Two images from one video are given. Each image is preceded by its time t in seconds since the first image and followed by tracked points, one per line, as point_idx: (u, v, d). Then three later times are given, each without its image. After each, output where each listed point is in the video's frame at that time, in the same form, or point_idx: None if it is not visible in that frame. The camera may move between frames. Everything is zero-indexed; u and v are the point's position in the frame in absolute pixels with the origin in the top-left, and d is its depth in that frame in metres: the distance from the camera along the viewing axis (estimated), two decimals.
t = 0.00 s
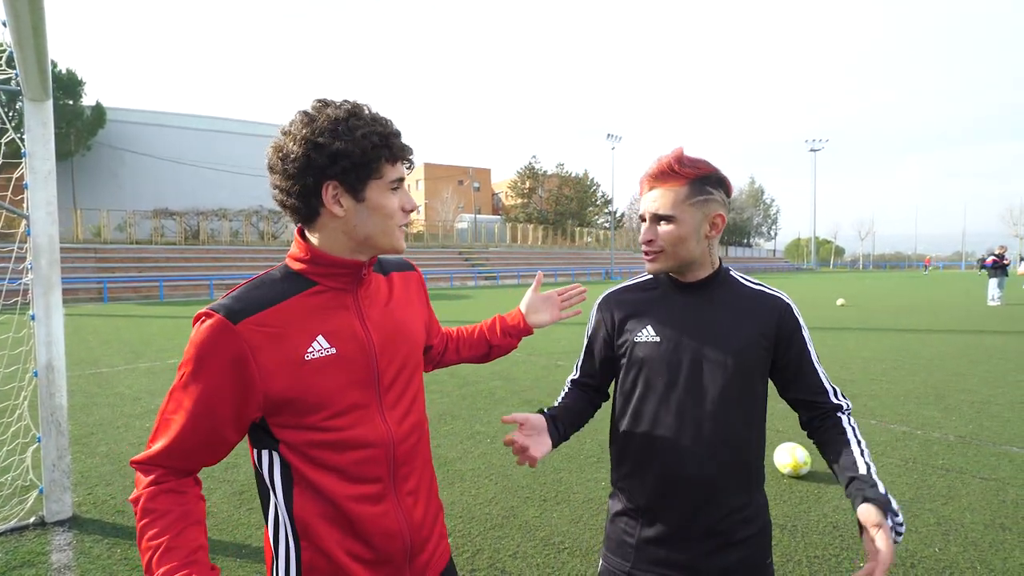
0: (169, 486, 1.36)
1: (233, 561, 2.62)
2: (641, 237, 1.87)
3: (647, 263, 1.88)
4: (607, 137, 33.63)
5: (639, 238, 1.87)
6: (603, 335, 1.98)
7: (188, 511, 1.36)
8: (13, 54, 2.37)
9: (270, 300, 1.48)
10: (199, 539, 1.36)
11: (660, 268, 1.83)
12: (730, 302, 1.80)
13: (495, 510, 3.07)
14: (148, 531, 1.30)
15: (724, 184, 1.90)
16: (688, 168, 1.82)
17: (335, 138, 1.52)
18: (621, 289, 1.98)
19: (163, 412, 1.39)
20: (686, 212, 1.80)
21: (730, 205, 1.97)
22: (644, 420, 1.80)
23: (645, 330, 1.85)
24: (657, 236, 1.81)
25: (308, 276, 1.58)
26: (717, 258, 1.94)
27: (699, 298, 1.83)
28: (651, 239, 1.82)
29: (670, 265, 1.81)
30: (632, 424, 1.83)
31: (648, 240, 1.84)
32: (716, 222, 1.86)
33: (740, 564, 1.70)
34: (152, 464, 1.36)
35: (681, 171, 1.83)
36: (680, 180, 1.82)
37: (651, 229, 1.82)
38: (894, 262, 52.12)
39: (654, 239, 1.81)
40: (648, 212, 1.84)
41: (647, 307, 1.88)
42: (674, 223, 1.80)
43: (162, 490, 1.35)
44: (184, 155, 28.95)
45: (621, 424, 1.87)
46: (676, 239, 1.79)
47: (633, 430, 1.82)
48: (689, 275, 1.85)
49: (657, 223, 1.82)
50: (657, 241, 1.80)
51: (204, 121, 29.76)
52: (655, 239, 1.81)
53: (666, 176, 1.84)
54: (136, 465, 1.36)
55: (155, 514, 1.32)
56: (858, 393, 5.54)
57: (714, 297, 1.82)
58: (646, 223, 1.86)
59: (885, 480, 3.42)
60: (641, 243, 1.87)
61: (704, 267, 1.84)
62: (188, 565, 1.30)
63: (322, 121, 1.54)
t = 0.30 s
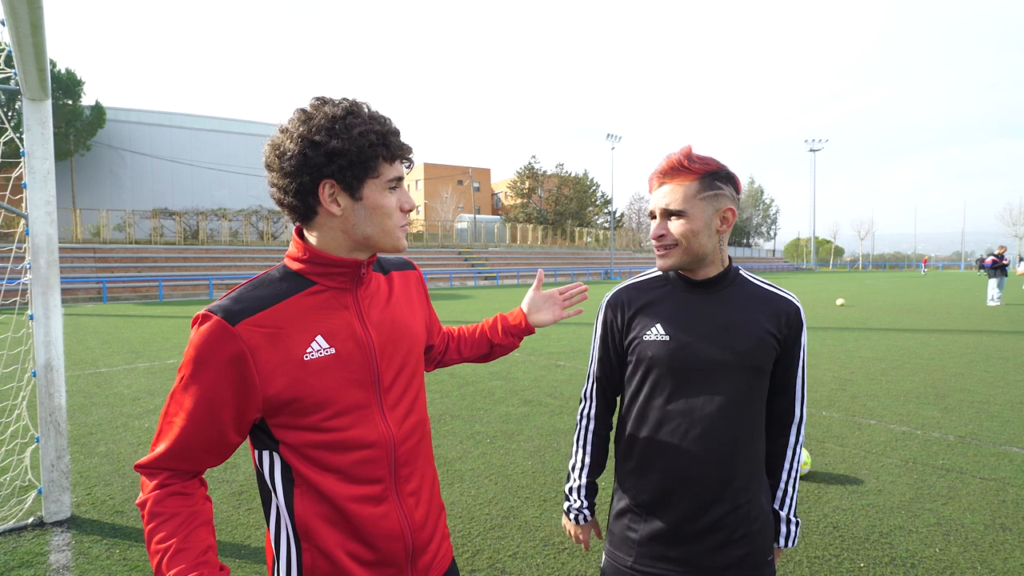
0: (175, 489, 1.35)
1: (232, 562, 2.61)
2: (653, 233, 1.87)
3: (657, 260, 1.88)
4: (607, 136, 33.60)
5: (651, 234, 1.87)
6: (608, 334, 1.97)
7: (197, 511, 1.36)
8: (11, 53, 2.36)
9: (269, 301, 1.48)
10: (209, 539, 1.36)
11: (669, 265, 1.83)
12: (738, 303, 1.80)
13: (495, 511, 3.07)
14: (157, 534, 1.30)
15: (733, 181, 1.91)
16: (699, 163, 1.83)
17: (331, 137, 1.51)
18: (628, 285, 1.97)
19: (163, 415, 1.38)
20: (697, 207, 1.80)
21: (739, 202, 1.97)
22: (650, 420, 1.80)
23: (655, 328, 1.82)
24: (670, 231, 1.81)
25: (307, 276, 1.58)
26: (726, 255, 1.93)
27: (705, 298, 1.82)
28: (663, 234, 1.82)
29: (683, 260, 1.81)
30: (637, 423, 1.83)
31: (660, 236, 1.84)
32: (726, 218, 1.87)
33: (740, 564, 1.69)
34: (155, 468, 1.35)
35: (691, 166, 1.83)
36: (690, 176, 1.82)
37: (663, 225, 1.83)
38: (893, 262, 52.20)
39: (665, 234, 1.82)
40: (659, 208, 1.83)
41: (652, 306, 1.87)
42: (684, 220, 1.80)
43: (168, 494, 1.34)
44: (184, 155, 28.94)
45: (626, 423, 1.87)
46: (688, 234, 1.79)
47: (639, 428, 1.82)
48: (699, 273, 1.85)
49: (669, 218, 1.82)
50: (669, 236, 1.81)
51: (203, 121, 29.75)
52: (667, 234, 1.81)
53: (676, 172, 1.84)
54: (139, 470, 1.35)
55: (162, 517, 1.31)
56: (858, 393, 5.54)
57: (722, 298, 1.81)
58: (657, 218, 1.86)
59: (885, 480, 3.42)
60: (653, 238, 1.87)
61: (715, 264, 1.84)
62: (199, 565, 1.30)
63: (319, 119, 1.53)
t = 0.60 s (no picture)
0: (177, 491, 1.35)
1: (231, 563, 2.60)
2: (650, 234, 1.86)
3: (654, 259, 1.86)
4: (607, 136, 33.61)
5: (648, 235, 1.87)
6: (600, 330, 1.96)
7: (199, 513, 1.35)
8: (9, 52, 2.35)
9: (267, 301, 1.47)
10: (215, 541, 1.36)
11: (667, 263, 1.81)
12: (732, 301, 1.78)
13: (494, 511, 3.06)
14: (159, 537, 1.29)
15: (730, 181, 1.90)
16: (696, 163, 1.82)
17: (328, 135, 1.51)
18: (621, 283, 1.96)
19: (162, 417, 1.37)
20: (695, 206, 1.80)
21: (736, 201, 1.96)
22: (644, 418, 1.78)
23: (643, 329, 1.82)
24: (668, 232, 1.81)
25: (306, 276, 1.57)
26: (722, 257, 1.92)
27: (698, 297, 1.81)
28: (661, 234, 1.81)
29: (681, 261, 1.80)
30: (631, 422, 1.82)
31: (657, 237, 1.83)
32: (723, 218, 1.87)
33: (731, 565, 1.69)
34: (155, 470, 1.34)
35: (689, 164, 1.83)
36: (690, 174, 1.81)
37: (660, 225, 1.82)
38: (893, 262, 52.26)
39: (664, 235, 1.81)
40: (657, 207, 1.83)
41: (646, 304, 1.85)
42: (683, 218, 1.79)
43: (169, 496, 1.34)
44: (183, 155, 28.92)
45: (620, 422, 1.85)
46: (686, 234, 1.79)
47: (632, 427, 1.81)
48: (696, 272, 1.83)
49: (666, 219, 1.82)
50: (667, 237, 1.80)
51: (202, 121, 29.75)
52: (665, 235, 1.81)
53: (675, 170, 1.83)
54: (140, 473, 1.34)
55: (163, 521, 1.30)
56: (857, 393, 5.54)
57: (713, 297, 1.80)
58: (654, 219, 1.85)
59: (885, 480, 3.42)
60: (650, 240, 1.86)
61: (711, 265, 1.83)
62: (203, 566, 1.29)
63: (316, 117, 1.52)
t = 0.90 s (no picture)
0: (179, 493, 1.35)
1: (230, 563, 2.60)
2: (628, 225, 1.81)
3: (624, 251, 1.84)
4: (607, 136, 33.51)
5: (623, 226, 1.82)
6: (560, 329, 1.96)
7: (203, 514, 1.36)
8: (8, 51, 2.35)
9: (268, 301, 1.47)
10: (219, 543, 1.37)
11: (643, 254, 1.80)
12: (692, 292, 1.79)
13: (494, 511, 3.05)
14: (163, 540, 1.29)
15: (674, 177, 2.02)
16: (659, 156, 1.87)
17: (330, 135, 1.50)
18: (577, 286, 1.95)
19: (160, 419, 1.37)
20: (668, 196, 1.83)
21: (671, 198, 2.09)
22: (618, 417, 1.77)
23: (607, 326, 1.81)
24: (650, 221, 1.80)
25: (306, 276, 1.57)
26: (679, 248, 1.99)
27: (655, 290, 1.82)
28: (644, 224, 1.79)
29: (663, 251, 1.80)
30: (601, 420, 1.81)
31: (637, 227, 1.80)
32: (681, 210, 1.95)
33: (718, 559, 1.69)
34: (156, 473, 1.34)
35: (652, 157, 1.86)
36: (656, 166, 1.85)
37: (641, 215, 1.80)
38: (892, 261, 52.30)
39: (646, 224, 1.79)
40: (635, 197, 1.80)
41: (611, 301, 1.85)
42: (654, 207, 1.81)
43: (174, 497, 1.34)
44: (182, 154, 28.91)
45: (590, 420, 1.84)
46: (665, 223, 1.81)
47: (603, 425, 1.80)
48: (664, 264, 1.83)
49: (644, 209, 1.81)
50: (650, 226, 1.79)
51: (202, 121, 29.75)
52: (647, 225, 1.79)
53: (641, 162, 1.84)
54: (141, 476, 1.34)
55: (167, 523, 1.30)
56: (857, 392, 5.54)
57: (668, 291, 1.80)
58: (629, 210, 1.82)
59: (885, 480, 3.41)
60: (628, 231, 1.81)
61: (679, 254, 1.89)
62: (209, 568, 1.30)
63: (318, 117, 1.52)
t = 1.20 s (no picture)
0: (183, 501, 1.35)
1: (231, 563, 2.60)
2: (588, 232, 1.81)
3: (582, 257, 1.82)
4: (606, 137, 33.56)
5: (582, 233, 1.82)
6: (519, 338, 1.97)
7: (210, 521, 1.37)
8: (9, 51, 2.35)
9: (270, 302, 1.47)
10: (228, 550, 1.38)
11: (601, 260, 1.78)
12: (651, 295, 1.80)
13: (494, 511, 3.05)
14: (170, 550, 1.29)
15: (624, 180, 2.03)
16: (611, 161, 1.87)
17: (335, 136, 1.50)
18: (537, 295, 1.97)
19: (161, 427, 1.36)
20: (623, 201, 1.85)
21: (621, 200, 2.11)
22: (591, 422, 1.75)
23: (570, 334, 1.82)
24: (608, 228, 1.80)
25: (306, 276, 1.57)
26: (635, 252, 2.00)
27: (608, 296, 1.84)
28: (602, 231, 1.79)
29: (622, 256, 1.81)
30: (570, 426, 1.82)
31: (597, 233, 1.80)
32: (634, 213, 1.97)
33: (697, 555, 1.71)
34: (159, 483, 1.33)
35: (604, 162, 1.87)
36: (609, 171, 1.85)
37: (599, 222, 1.80)
38: (892, 262, 52.37)
39: (604, 231, 1.79)
40: (591, 204, 1.80)
41: (571, 310, 1.86)
42: (610, 213, 1.81)
43: (178, 505, 1.34)
44: (182, 154, 28.90)
45: (560, 426, 1.86)
46: (621, 230, 1.82)
47: (573, 432, 1.81)
48: (623, 270, 1.83)
49: (601, 215, 1.81)
50: (608, 233, 1.79)
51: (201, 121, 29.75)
52: (605, 231, 1.79)
53: (594, 167, 1.84)
54: (142, 487, 1.33)
55: (174, 532, 1.30)
56: (857, 392, 5.54)
57: (624, 296, 1.82)
58: (588, 217, 1.82)
59: (885, 480, 3.42)
60: (588, 238, 1.80)
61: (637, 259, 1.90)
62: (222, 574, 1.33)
63: (323, 117, 1.53)
